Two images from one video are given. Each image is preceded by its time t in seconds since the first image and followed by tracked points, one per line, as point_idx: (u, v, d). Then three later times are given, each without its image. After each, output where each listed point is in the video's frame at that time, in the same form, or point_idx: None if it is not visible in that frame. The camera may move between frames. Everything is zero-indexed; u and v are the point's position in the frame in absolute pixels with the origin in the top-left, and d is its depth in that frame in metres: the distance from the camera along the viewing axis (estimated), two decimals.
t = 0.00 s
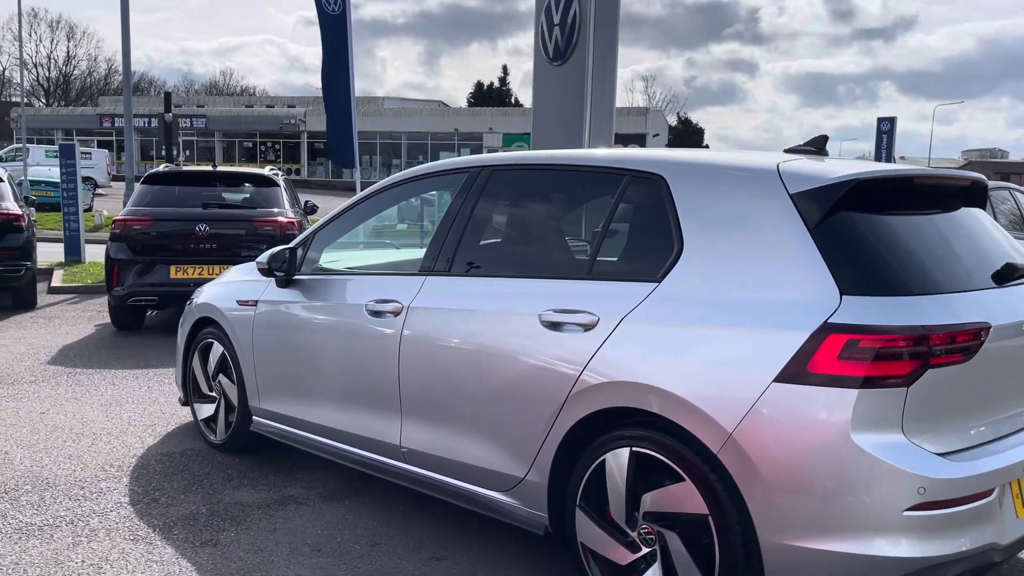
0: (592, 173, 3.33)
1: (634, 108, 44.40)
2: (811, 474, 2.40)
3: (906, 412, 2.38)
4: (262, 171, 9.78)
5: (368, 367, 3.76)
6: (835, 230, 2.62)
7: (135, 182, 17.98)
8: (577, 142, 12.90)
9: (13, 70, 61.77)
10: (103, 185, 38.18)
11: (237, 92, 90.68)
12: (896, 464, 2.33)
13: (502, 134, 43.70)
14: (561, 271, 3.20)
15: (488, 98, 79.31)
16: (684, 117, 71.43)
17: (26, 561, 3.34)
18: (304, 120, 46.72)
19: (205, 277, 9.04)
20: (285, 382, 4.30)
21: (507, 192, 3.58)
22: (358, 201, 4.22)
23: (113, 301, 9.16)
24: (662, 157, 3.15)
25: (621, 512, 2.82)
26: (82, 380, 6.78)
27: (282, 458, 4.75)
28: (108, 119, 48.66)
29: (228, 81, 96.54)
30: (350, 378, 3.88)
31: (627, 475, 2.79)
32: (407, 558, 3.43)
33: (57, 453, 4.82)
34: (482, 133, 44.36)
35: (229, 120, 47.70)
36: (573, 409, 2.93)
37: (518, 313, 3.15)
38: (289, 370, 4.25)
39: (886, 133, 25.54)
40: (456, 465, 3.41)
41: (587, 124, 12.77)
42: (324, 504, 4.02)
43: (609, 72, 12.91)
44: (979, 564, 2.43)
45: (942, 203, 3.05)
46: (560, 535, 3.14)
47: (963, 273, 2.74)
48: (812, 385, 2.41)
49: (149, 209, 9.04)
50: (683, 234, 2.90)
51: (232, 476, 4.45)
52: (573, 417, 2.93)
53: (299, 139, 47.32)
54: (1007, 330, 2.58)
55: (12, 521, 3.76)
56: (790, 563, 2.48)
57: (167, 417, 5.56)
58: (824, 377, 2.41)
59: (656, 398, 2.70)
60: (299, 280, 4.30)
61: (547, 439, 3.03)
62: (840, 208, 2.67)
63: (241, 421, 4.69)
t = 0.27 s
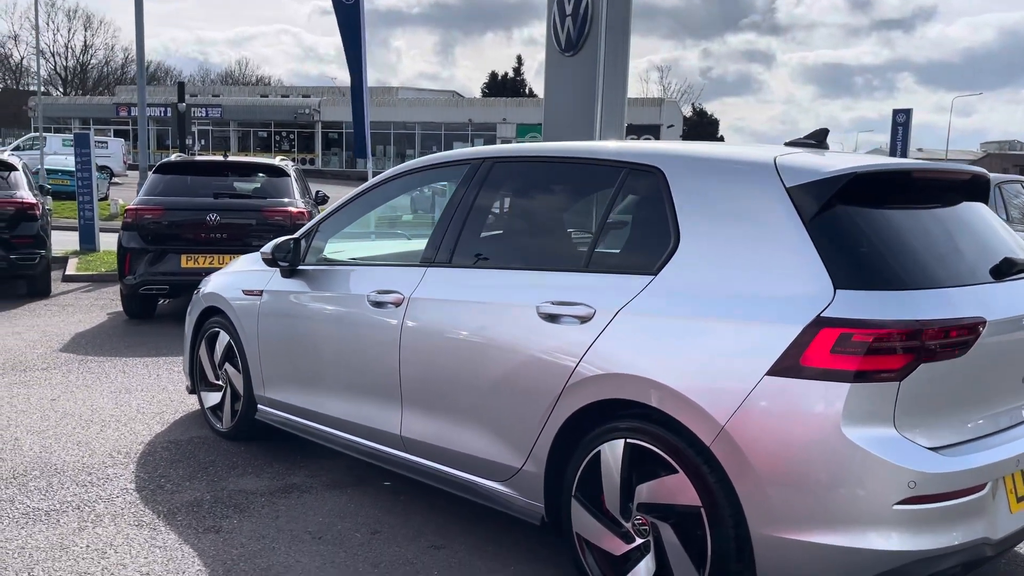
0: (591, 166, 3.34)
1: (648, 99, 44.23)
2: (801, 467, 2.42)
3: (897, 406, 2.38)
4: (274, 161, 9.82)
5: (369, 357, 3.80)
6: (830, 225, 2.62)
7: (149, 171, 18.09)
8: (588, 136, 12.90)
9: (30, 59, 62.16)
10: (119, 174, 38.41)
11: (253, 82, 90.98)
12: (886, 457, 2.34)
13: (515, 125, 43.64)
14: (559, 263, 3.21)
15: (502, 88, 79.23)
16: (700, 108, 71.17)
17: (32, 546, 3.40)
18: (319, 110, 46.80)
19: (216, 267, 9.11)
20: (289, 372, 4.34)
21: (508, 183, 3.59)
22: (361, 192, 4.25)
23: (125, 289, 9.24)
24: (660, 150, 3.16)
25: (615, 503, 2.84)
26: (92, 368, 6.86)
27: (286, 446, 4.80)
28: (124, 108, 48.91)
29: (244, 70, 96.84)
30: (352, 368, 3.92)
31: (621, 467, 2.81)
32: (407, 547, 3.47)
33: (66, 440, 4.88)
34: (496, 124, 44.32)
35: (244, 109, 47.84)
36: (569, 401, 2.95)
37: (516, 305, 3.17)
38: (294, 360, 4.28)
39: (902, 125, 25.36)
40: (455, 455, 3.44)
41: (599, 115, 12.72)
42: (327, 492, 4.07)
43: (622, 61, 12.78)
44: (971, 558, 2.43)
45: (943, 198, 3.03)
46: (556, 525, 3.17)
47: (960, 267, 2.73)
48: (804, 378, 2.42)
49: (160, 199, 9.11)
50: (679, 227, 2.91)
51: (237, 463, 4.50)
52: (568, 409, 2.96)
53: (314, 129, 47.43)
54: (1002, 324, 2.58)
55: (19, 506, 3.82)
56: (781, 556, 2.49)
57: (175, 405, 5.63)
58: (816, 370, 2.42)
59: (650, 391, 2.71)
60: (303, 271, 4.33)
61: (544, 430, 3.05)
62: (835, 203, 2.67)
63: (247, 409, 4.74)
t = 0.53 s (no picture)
0: (589, 159, 3.34)
1: (663, 89, 44.02)
2: (790, 461, 2.42)
3: (887, 401, 2.38)
4: (283, 151, 9.86)
5: (369, 348, 3.83)
6: (824, 220, 2.62)
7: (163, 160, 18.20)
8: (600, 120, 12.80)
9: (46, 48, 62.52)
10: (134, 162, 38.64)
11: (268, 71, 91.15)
12: (875, 453, 2.34)
13: (529, 115, 43.56)
14: (556, 256, 3.22)
15: (516, 77, 79.05)
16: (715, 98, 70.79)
17: (36, 532, 3.45)
18: (333, 99, 46.86)
19: (225, 257, 9.16)
20: (291, 362, 4.37)
21: (507, 175, 3.60)
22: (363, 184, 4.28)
23: (135, 278, 9.32)
24: (657, 143, 3.16)
25: (608, 495, 2.85)
26: (102, 356, 6.93)
27: (290, 435, 4.84)
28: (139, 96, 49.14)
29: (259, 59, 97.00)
30: (353, 359, 3.95)
31: (615, 460, 2.83)
32: (405, 536, 3.50)
33: (73, 427, 4.94)
34: (510, 114, 44.26)
35: (259, 98, 47.96)
36: (563, 393, 2.97)
37: (513, 297, 3.18)
38: (296, 350, 4.32)
39: (918, 116, 25.15)
40: (453, 447, 3.46)
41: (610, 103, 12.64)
42: (328, 481, 4.10)
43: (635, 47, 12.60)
44: (961, 554, 2.43)
45: (941, 193, 3.02)
46: (551, 517, 3.19)
47: (955, 262, 2.72)
48: (794, 373, 2.43)
49: (171, 188, 9.17)
50: (675, 221, 2.91)
51: (240, 452, 4.54)
52: (563, 402, 2.97)
53: (328, 118, 47.51)
54: (995, 320, 2.57)
55: (25, 493, 3.88)
56: (770, 549, 2.50)
57: (182, 393, 5.68)
58: (806, 366, 2.42)
59: (642, 384, 2.73)
60: (305, 262, 4.36)
61: (539, 422, 3.07)
62: (829, 198, 2.67)
63: (251, 398, 4.78)
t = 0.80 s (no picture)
0: (587, 150, 3.34)
1: (676, 78, 43.82)
2: (780, 453, 2.42)
3: (877, 394, 2.38)
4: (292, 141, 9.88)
5: (368, 338, 3.85)
6: (818, 212, 2.60)
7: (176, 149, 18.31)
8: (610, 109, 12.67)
9: (61, 37, 62.79)
10: (148, 151, 38.83)
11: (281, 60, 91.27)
12: (864, 446, 2.34)
13: (542, 104, 43.47)
14: (552, 248, 3.22)
15: (529, 67, 78.86)
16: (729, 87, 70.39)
17: (38, 518, 3.49)
18: (346, 88, 46.90)
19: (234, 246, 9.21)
20: (293, 351, 4.40)
21: (506, 167, 3.60)
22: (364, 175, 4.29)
23: (145, 267, 9.38)
24: (654, 135, 3.15)
25: (602, 486, 2.86)
26: (111, 344, 6.99)
27: (293, 425, 4.88)
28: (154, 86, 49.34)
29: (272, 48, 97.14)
30: (352, 349, 3.97)
31: (608, 451, 2.83)
32: (403, 525, 3.53)
33: (79, 415, 5.00)
34: (522, 103, 44.18)
35: (272, 87, 48.06)
36: (558, 384, 2.97)
37: (509, 289, 3.19)
38: (298, 340, 4.34)
39: (933, 106, 24.94)
40: (451, 437, 3.48)
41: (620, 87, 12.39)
42: (329, 470, 4.13)
43: (647, 32, 12.49)
44: (952, 547, 2.43)
45: (939, 185, 3.00)
46: (546, 507, 3.20)
47: (952, 255, 2.70)
48: (785, 366, 2.43)
49: (180, 178, 9.22)
50: (669, 213, 2.91)
51: (243, 441, 4.58)
52: (557, 393, 2.98)
53: (340, 107, 47.56)
54: (990, 313, 2.56)
55: (29, 479, 3.93)
56: (759, 541, 2.50)
57: (187, 382, 5.73)
58: (798, 358, 2.42)
59: (635, 376, 2.73)
60: (307, 252, 4.38)
61: (534, 413, 3.08)
62: (824, 190, 2.65)
63: (254, 387, 4.82)
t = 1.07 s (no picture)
0: (583, 142, 3.34)
1: (690, 68, 43.57)
2: (768, 447, 2.43)
3: (864, 389, 2.38)
4: (300, 132, 9.90)
5: (367, 329, 3.88)
6: (809, 206, 2.60)
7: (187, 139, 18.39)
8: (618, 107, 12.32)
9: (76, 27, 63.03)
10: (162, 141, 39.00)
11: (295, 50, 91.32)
12: (851, 440, 2.34)
13: (554, 94, 43.34)
14: (547, 240, 3.23)
15: (542, 56, 78.61)
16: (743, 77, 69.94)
17: (41, 505, 3.54)
18: (359, 78, 46.91)
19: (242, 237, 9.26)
20: (294, 342, 4.43)
21: (503, 159, 3.61)
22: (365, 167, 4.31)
23: (154, 257, 9.45)
24: (649, 128, 3.15)
25: (593, 478, 2.88)
26: (118, 333, 7.05)
27: (294, 415, 4.92)
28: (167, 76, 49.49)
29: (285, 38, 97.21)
30: (352, 340, 3.99)
31: (599, 443, 2.85)
32: (399, 515, 3.56)
33: (85, 404, 5.06)
34: (535, 93, 44.07)
35: (285, 77, 48.12)
36: (551, 376, 2.99)
37: (504, 281, 3.20)
38: (299, 331, 4.37)
39: (947, 96, 24.70)
40: (447, 428, 3.50)
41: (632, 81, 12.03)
42: (329, 460, 4.17)
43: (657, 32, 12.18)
44: (939, 541, 2.43)
45: (936, 179, 2.99)
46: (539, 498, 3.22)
47: (944, 249, 2.70)
48: (773, 360, 2.43)
49: (188, 168, 9.27)
50: (661, 206, 2.91)
51: (245, 430, 4.63)
52: (550, 385, 3.00)
53: (353, 97, 47.58)
54: (982, 308, 2.55)
55: (34, 467, 3.98)
56: (747, 534, 2.51)
57: (192, 371, 5.78)
58: (786, 352, 2.42)
59: (626, 369, 2.74)
60: (308, 244, 4.40)
61: (528, 405, 3.09)
62: (815, 184, 2.65)
63: (257, 377, 4.86)
